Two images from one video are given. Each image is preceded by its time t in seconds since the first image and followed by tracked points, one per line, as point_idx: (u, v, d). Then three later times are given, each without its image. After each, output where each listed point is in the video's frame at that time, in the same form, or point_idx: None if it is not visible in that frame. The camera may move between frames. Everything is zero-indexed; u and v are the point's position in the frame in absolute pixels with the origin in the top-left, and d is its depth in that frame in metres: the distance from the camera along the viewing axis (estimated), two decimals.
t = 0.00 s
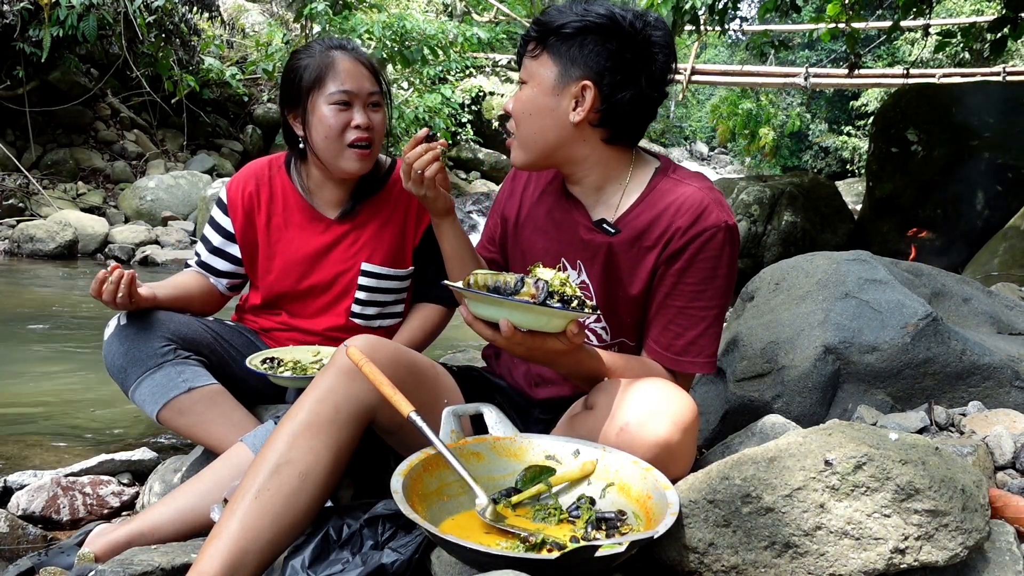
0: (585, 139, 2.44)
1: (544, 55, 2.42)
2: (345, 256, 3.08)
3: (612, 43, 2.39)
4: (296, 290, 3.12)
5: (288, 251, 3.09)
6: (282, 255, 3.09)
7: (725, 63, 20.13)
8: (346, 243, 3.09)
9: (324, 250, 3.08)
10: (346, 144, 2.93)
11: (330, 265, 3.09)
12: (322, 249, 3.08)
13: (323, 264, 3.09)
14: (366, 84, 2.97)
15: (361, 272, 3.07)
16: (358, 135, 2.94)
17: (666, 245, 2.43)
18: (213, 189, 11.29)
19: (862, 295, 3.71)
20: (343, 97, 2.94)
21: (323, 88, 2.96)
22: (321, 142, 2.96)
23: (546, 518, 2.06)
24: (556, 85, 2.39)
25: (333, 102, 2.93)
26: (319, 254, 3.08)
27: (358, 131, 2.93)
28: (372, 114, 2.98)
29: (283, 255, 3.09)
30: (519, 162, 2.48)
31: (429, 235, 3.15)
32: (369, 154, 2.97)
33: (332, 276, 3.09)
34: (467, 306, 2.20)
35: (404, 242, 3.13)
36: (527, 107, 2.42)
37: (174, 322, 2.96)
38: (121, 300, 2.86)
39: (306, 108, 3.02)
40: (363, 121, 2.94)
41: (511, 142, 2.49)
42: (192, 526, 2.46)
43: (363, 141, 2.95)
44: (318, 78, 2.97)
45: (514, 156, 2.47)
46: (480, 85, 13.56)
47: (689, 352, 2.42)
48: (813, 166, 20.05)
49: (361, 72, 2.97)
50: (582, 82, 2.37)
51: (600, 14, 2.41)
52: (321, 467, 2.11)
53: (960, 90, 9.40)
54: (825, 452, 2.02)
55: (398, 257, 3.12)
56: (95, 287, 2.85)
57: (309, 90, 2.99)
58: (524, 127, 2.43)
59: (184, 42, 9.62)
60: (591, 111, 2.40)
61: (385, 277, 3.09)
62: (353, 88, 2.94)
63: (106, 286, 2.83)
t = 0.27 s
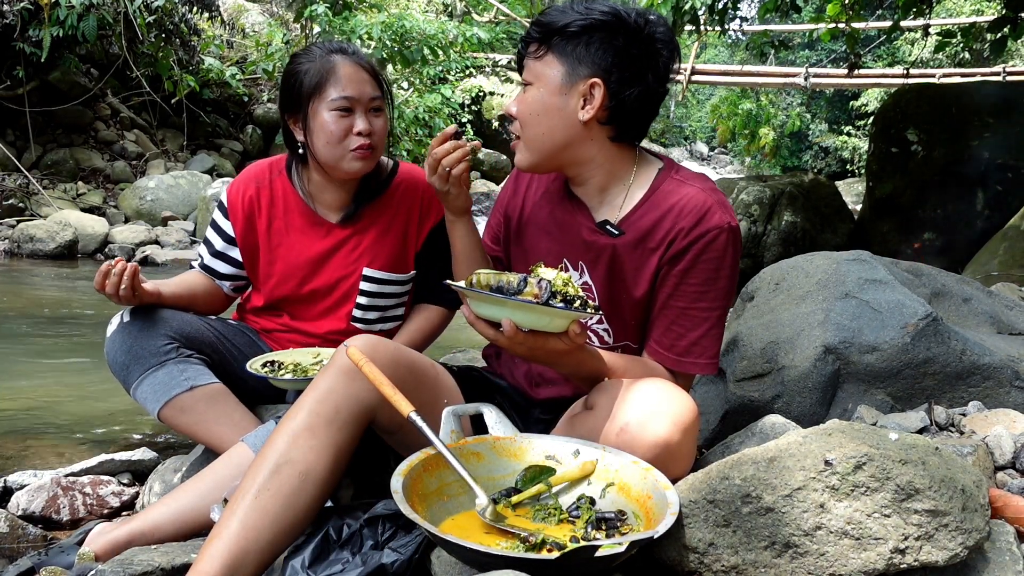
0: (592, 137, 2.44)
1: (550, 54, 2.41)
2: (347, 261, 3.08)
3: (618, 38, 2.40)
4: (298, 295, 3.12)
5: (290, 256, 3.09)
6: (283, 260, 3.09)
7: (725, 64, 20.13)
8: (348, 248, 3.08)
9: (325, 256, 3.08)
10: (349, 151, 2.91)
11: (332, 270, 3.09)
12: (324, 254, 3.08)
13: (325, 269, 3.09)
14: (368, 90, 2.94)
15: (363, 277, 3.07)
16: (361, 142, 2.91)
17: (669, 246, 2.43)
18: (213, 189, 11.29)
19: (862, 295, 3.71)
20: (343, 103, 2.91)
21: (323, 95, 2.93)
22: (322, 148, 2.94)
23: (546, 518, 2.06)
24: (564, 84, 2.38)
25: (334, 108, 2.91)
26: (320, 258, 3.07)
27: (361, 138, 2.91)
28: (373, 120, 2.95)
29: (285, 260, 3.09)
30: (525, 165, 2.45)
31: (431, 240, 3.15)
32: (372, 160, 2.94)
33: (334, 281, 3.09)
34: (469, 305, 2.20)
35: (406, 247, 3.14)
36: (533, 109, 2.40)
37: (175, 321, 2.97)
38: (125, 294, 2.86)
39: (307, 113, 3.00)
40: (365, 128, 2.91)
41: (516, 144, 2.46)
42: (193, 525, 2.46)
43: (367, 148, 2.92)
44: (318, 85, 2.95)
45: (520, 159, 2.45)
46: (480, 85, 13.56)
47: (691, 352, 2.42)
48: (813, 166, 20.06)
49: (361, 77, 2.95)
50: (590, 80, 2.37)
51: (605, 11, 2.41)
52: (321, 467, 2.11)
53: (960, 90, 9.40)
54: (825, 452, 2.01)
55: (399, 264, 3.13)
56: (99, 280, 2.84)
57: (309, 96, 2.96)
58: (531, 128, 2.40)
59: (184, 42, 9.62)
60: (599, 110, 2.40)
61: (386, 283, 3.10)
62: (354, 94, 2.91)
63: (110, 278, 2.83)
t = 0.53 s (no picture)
0: (596, 139, 2.44)
1: (549, 57, 2.40)
2: (345, 267, 3.08)
3: (617, 38, 2.40)
4: (296, 302, 3.13)
5: (287, 263, 3.08)
6: (281, 267, 3.08)
7: (725, 63, 20.13)
8: (345, 256, 3.08)
9: (324, 262, 3.07)
10: (336, 162, 2.90)
11: (331, 277, 3.08)
12: (322, 260, 3.07)
13: (323, 276, 3.08)
14: (360, 98, 2.92)
15: (361, 285, 3.07)
16: (348, 153, 2.89)
17: (671, 247, 2.43)
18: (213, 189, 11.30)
19: (862, 295, 3.71)
20: (334, 113, 2.89)
21: (314, 103, 2.91)
22: (310, 158, 2.93)
23: (546, 518, 2.06)
24: (566, 86, 2.38)
25: (323, 117, 2.88)
26: (318, 265, 3.07)
27: (348, 149, 2.89)
28: (364, 129, 2.93)
29: (282, 267, 3.08)
30: (528, 170, 2.45)
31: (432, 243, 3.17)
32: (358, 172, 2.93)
33: (334, 288, 3.09)
34: (476, 303, 2.22)
35: (405, 250, 3.14)
36: (534, 113, 2.40)
37: (176, 321, 2.97)
38: (131, 291, 2.86)
39: (298, 121, 2.98)
40: (353, 139, 2.88)
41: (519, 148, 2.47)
42: (193, 525, 2.46)
43: (354, 159, 2.91)
44: (311, 92, 2.93)
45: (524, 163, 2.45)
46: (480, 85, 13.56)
47: (693, 354, 2.43)
48: (813, 166, 20.07)
49: (354, 86, 2.92)
50: (592, 82, 2.37)
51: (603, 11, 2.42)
52: (321, 467, 2.11)
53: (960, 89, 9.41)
54: (825, 451, 2.01)
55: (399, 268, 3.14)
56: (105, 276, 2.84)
57: (301, 104, 2.95)
58: (533, 133, 2.41)
59: (184, 42, 9.63)
60: (603, 111, 2.40)
61: (387, 287, 3.10)
62: (344, 103, 2.89)
63: (116, 274, 2.83)
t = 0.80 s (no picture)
0: (597, 141, 2.44)
1: (545, 62, 2.39)
2: (343, 274, 3.08)
3: (612, 35, 2.41)
4: (296, 309, 3.14)
5: (285, 273, 3.08)
6: (279, 277, 3.08)
7: (725, 63, 20.12)
8: (343, 263, 3.07)
9: (322, 270, 3.07)
10: (338, 175, 2.86)
11: (329, 284, 3.09)
12: (320, 268, 3.07)
13: (322, 285, 3.09)
14: (352, 109, 2.89)
15: (359, 292, 3.07)
16: (349, 168, 2.86)
17: (673, 249, 2.43)
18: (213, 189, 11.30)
19: (862, 295, 3.71)
20: (329, 128, 2.85)
21: (308, 118, 2.88)
22: (310, 175, 2.90)
23: (546, 518, 2.06)
24: (565, 88, 2.36)
25: (318, 133, 2.85)
26: (316, 273, 3.07)
27: (348, 163, 2.86)
28: (360, 140, 2.90)
29: (280, 277, 3.08)
30: (535, 176, 2.44)
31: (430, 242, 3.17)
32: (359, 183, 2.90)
33: (333, 296, 3.10)
34: (477, 303, 2.21)
35: (403, 252, 3.14)
36: (535, 119, 2.38)
37: (175, 322, 2.97)
38: (131, 295, 2.86)
39: (292, 139, 2.95)
40: (352, 153, 2.86)
41: (524, 157, 2.44)
42: (192, 526, 2.46)
43: (354, 172, 2.87)
44: (304, 107, 2.89)
45: (527, 168, 2.43)
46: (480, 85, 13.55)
47: (694, 354, 2.43)
48: (813, 166, 20.08)
49: (345, 98, 2.89)
50: (591, 82, 2.37)
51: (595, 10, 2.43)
52: (322, 467, 2.11)
53: (960, 89, 9.40)
54: (824, 451, 2.01)
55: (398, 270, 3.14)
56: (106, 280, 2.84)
57: (294, 120, 2.91)
58: (534, 139, 2.39)
59: (184, 42, 9.63)
60: (604, 111, 2.40)
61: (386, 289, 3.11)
62: (338, 117, 2.85)
63: (116, 278, 2.83)
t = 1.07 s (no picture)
0: (597, 141, 2.44)
1: (542, 63, 2.39)
2: (343, 268, 3.08)
3: (609, 36, 2.41)
4: (295, 304, 3.14)
5: (285, 268, 3.08)
6: (279, 271, 3.09)
7: (725, 64, 20.12)
8: (342, 257, 3.08)
9: (322, 264, 3.07)
10: (332, 167, 2.88)
11: (329, 279, 3.09)
12: (320, 262, 3.07)
13: (322, 279, 3.09)
14: (348, 101, 2.90)
15: (359, 286, 3.07)
16: (344, 158, 2.87)
17: (672, 248, 2.43)
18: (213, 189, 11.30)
19: (862, 295, 3.71)
20: (325, 119, 2.87)
21: (305, 108, 2.90)
22: (306, 165, 2.92)
23: (546, 518, 2.06)
24: (563, 88, 2.36)
25: (314, 123, 2.87)
26: (316, 267, 3.07)
27: (344, 154, 2.87)
28: (356, 132, 2.91)
29: (280, 271, 3.09)
30: (532, 176, 2.44)
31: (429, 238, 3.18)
32: (353, 175, 2.91)
33: (333, 290, 3.10)
34: (474, 304, 2.22)
35: (401, 247, 3.14)
36: (533, 120, 2.38)
37: (176, 322, 2.97)
38: (136, 294, 2.87)
39: (289, 128, 2.97)
40: (347, 143, 2.87)
41: (519, 156, 2.45)
42: (192, 526, 2.46)
43: (348, 163, 2.88)
44: (300, 99, 2.91)
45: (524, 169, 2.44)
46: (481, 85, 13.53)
47: (694, 354, 2.43)
48: (813, 166, 20.08)
49: (342, 89, 2.90)
50: (590, 83, 2.37)
51: (592, 9, 2.43)
52: (322, 467, 2.11)
53: (960, 89, 9.40)
54: (824, 451, 2.01)
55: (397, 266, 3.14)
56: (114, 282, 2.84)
57: (291, 111, 2.93)
58: (532, 139, 2.39)
59: (184, 42, 9.64)
60: (603, 112, 2.40)
61: (386, 285, 3.11)
62: (334, 108, 2.87)
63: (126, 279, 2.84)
